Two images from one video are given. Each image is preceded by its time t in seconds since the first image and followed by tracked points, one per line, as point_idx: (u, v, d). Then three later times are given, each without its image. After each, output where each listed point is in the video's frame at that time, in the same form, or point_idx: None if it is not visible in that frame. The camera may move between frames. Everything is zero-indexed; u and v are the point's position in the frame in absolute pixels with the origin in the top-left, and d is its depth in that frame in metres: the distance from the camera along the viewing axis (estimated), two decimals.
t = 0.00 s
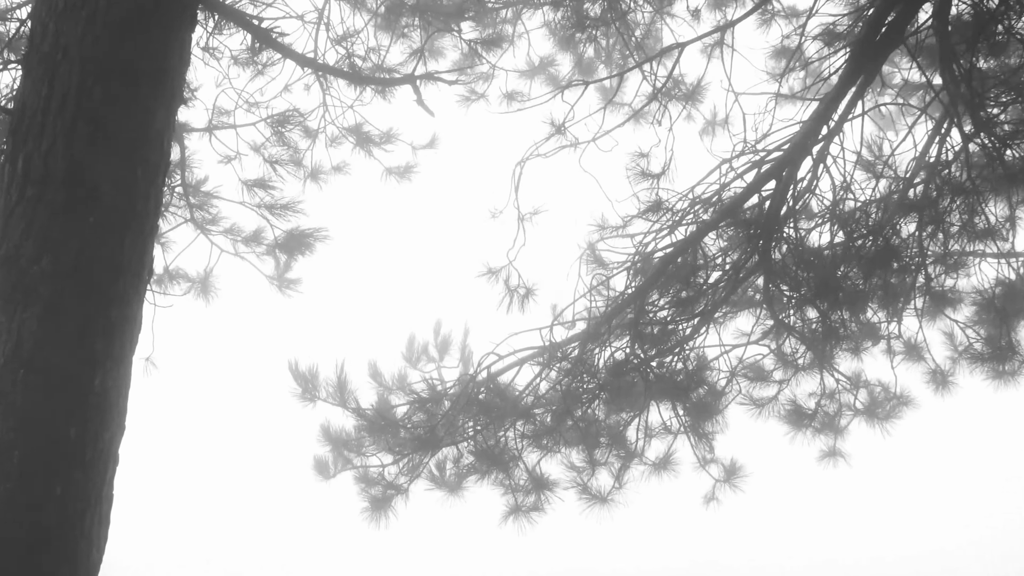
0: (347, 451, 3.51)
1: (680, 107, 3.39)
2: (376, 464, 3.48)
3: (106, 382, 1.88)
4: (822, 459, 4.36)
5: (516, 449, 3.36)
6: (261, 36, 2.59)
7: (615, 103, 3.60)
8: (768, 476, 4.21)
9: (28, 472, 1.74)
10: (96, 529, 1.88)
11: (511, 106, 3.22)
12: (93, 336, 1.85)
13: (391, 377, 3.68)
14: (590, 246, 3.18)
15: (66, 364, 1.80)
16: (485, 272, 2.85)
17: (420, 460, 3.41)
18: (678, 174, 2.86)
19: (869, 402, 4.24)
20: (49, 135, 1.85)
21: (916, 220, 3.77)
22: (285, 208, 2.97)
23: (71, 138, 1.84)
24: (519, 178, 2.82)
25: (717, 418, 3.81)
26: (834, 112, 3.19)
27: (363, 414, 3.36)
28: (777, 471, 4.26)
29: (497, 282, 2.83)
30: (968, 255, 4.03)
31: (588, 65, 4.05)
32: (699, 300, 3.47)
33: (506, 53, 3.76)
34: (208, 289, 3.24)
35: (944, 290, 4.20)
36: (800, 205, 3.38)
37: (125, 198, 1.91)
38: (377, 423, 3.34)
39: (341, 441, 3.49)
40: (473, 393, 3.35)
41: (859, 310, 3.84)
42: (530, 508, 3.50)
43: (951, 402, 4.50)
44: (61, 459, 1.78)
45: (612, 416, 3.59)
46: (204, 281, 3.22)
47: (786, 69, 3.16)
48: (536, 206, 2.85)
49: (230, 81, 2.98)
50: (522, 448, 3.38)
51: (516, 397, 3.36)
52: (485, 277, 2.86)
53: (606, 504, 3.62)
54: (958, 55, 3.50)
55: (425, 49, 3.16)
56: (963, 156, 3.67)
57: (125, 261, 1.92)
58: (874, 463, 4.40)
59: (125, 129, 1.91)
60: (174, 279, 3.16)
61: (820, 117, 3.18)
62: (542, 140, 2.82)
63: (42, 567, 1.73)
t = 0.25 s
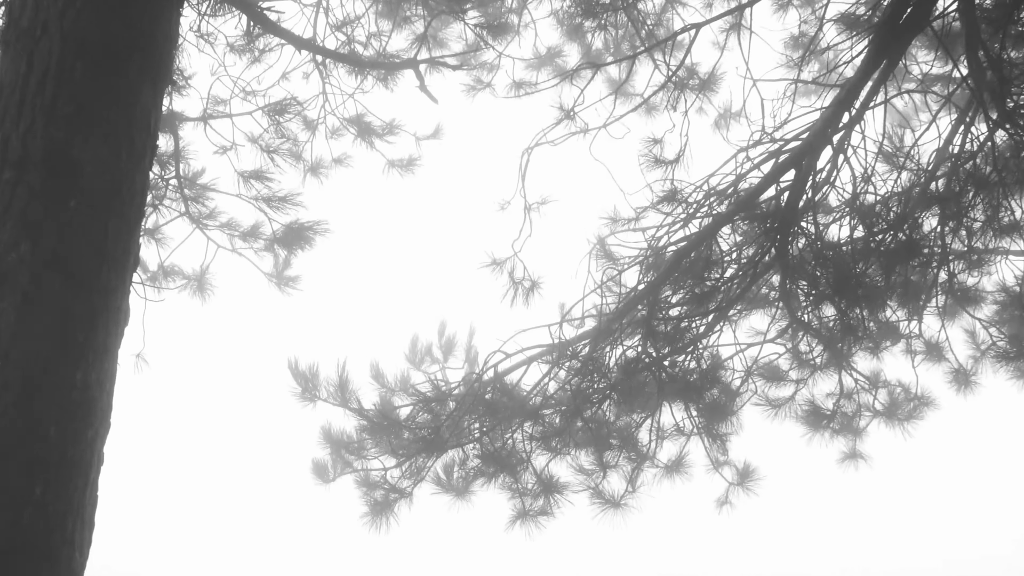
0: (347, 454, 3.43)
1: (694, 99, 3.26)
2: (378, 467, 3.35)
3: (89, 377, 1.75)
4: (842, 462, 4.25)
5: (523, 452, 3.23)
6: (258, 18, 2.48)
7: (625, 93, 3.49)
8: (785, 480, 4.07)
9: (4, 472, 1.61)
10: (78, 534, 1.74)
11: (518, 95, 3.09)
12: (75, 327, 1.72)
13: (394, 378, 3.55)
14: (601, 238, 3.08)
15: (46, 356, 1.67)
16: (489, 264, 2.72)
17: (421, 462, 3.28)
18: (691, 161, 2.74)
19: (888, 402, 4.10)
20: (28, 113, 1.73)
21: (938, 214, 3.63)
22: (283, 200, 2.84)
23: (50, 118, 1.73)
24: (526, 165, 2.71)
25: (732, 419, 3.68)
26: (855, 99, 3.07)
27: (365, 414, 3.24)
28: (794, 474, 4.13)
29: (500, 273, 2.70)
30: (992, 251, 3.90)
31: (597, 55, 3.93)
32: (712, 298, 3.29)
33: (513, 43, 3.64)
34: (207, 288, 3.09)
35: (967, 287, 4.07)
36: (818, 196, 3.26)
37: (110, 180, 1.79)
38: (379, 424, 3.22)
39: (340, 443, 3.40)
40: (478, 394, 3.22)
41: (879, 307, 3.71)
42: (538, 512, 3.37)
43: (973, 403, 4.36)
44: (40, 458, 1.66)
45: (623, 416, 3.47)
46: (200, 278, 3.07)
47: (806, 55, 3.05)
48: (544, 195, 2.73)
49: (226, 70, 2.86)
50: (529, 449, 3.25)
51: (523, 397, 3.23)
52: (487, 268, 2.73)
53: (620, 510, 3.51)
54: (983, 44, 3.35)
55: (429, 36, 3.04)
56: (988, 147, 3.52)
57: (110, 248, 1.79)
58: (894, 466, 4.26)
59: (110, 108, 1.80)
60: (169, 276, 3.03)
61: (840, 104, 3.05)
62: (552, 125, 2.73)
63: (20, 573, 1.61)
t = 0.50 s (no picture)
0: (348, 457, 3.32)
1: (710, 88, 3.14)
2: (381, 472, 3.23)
3: (73, 376, 1.60)
4: (862, 463, 4.14)
5: (532, 455, 3.10)
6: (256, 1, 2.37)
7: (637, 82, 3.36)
8: (802, 482, 3.95)
9: None
10: (61, 547, 1.59)
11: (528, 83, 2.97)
12: (57, 321, 1.57)
13: (397, 378, 3.44)
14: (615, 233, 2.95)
15: (25, 353, 1.52)
16: (499, 259, 2.60)
17: (425, 465, 3.16)
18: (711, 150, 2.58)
19: (910, 402, 3.97)
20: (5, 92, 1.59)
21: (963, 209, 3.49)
22: (283, 190, 2.72)
23: (28, 100, 1.60)
24: (536, 156, 2.56)
25: (749, 420, 3.55)
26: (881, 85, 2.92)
27: (366, 415, 3.12)
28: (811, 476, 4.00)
29: (511, 270, 2.57)
30: (1018, 246, 3.76)
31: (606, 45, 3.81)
32: (728, 294, 3.16)
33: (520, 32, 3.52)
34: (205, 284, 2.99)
35: (992, 283, 3.95)
36: (839, 188, 3.13)
37: (95, 164, 1.65)
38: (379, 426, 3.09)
39: (341, 446, 3.30)
40: (485, 394, 3.09)
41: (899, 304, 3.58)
42: (546, 517, 3.24)
43: (996, 403, 4.23)
44: (18, 463, 1.51)
45: (636, 418, 3.35)
46: (196, 272, 2.97)
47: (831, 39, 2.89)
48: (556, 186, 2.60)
49: (223, 57, 2.74)
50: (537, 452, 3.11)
51: (533, 398, 3.10)
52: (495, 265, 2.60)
53: (634, 514, 3.39)
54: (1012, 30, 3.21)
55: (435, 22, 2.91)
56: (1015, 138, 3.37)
57: (95, 237, 1.64)
58: (915, 468, 4.12)
59: (94, 89, 1.67)
60: (164, 271, 2.93)
61: (864, 91, 2.92)
62: (563, 114, 2.58)
63: None
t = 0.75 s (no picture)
0: (351, 461, 3.24)
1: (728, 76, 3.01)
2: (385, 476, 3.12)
3: (50, 373, 1.48)
4: (882, 466, 3.99)
5: (541, 458, 2.96)
6: None
7: (651, 71, 3.24)
8: (822, 486, 3.81)
9: None
10: (38, 557, 1.47)
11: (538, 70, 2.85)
12: (34, 315, 1.44)
13: (402, 378, 3.32)
14: (629, 226, 2.84)
15: None
16: (511, 255, 2.49)
17: (431, 469, 3.03)
18: (733, 136, 2.44)
19: (932, 403, 3.82)
20: None
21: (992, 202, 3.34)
22: (282, 181, 2.61)
23: (3, 78, 1.46)
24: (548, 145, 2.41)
25: (767, 422, 3.42)
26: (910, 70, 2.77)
27: (370, 417, 2.96)
28: (830, 480, 3.87)
29: (525, 266, 2.48)
30: None
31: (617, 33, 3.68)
32: (746, 290, 3.02)
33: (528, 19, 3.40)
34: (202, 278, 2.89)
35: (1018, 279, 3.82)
36: (863, 179, 2.99)
37: (75, 147, 1.52)
38: (383, 429, 2.94)
39: (344, 449, 3.22)
40: (493, 394, 2.95)
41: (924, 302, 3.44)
42: (557, 524, 3.07)
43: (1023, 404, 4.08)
44: None
45: (650, 419, 3.22)
46: (193, 266, 2.87)
47: (857, 21, 2.74)
48: (569, 176, 2.48)
49: (220, 42, 2.63)
50: (544, 454, 2.98)
51: (543, 399, 2.97)
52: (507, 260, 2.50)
53: (646, 519, 3.20)
54: None
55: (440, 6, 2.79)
56: None
57: (76, 225, 1.52)
58: (939, 472, 3.97)
59: (74, 65, 1.55)
60: (160, 265, 2.83)
61: (892, 77, 2.78)
62: (575, 100, 2.42)
63: None
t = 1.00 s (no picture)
0: (356, 464, 3.13)
1: (747, 62, 2.88)
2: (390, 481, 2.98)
3: (26, 366, 1.37)
4: (905, 471, 3.84)
5: (553, 463, 2.84)
6: None
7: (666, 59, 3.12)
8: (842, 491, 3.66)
9: None
10: (13, 566, 1.36)
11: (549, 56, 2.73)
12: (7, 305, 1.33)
13: (407, 379, 3.20)
14: (644, 220, 2.73)
15: None
16: (522, 248, 2.36)
17: (438, 473, 2.89)
18: (756, 122, 2.31)
19: (956, 406, 3.67)
20: None
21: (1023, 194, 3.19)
22: (282, 173, 2.49)
23: None
24: (561, 131, 2.28)
25: (786, 424, 3.29)
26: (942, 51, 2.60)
27: (375, 419, 2.79)
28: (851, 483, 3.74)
29: (537, 260, 2.37)
30: None
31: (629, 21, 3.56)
32: (767, 286, 2.88)
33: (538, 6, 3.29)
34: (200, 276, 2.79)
35: None
36: (889, 169, 2.87)
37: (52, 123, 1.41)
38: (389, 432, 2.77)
39: (348, 453, 3.11)
40: (503, 393, 2.80)
41: (951, 301, 3.31)
42: (570, 529, 2.94)
43: None
44: None
45: (666, 422, 3.09)
46: (190, 262, 2.77)
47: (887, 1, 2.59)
48: (583, 165, 2.36)
49: (217, 27, 2.51)
50: (557, 460, 2.85)
51: (555, 399, 2.82)
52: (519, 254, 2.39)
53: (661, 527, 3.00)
54: None
55: None
56: None
57: (54, 208, 1.42)
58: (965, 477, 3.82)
59: (52, 36, 1.44)
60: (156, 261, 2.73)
61: (924, 59, 2.60)
62: (590, 84, 2.28)
63: None
